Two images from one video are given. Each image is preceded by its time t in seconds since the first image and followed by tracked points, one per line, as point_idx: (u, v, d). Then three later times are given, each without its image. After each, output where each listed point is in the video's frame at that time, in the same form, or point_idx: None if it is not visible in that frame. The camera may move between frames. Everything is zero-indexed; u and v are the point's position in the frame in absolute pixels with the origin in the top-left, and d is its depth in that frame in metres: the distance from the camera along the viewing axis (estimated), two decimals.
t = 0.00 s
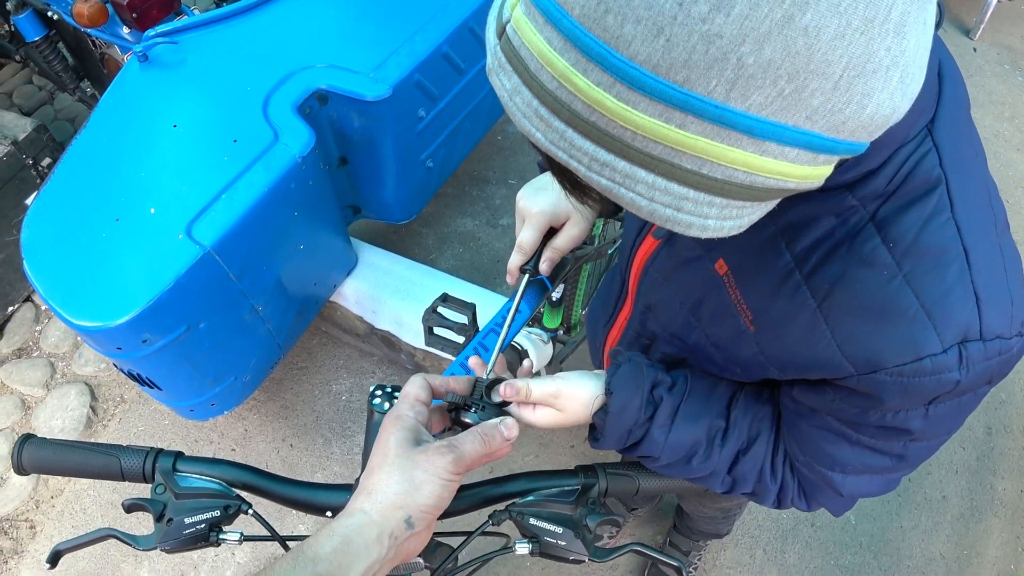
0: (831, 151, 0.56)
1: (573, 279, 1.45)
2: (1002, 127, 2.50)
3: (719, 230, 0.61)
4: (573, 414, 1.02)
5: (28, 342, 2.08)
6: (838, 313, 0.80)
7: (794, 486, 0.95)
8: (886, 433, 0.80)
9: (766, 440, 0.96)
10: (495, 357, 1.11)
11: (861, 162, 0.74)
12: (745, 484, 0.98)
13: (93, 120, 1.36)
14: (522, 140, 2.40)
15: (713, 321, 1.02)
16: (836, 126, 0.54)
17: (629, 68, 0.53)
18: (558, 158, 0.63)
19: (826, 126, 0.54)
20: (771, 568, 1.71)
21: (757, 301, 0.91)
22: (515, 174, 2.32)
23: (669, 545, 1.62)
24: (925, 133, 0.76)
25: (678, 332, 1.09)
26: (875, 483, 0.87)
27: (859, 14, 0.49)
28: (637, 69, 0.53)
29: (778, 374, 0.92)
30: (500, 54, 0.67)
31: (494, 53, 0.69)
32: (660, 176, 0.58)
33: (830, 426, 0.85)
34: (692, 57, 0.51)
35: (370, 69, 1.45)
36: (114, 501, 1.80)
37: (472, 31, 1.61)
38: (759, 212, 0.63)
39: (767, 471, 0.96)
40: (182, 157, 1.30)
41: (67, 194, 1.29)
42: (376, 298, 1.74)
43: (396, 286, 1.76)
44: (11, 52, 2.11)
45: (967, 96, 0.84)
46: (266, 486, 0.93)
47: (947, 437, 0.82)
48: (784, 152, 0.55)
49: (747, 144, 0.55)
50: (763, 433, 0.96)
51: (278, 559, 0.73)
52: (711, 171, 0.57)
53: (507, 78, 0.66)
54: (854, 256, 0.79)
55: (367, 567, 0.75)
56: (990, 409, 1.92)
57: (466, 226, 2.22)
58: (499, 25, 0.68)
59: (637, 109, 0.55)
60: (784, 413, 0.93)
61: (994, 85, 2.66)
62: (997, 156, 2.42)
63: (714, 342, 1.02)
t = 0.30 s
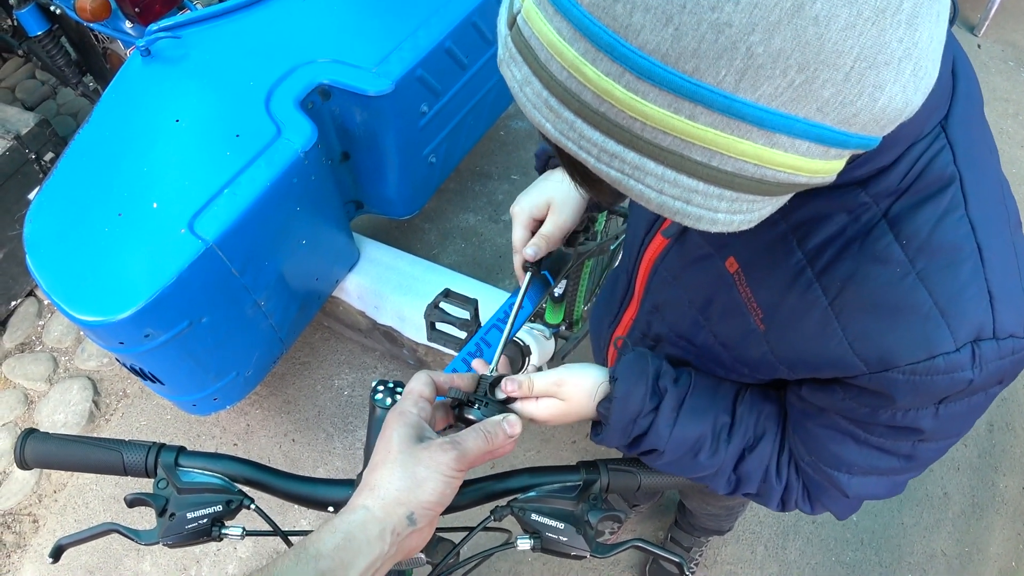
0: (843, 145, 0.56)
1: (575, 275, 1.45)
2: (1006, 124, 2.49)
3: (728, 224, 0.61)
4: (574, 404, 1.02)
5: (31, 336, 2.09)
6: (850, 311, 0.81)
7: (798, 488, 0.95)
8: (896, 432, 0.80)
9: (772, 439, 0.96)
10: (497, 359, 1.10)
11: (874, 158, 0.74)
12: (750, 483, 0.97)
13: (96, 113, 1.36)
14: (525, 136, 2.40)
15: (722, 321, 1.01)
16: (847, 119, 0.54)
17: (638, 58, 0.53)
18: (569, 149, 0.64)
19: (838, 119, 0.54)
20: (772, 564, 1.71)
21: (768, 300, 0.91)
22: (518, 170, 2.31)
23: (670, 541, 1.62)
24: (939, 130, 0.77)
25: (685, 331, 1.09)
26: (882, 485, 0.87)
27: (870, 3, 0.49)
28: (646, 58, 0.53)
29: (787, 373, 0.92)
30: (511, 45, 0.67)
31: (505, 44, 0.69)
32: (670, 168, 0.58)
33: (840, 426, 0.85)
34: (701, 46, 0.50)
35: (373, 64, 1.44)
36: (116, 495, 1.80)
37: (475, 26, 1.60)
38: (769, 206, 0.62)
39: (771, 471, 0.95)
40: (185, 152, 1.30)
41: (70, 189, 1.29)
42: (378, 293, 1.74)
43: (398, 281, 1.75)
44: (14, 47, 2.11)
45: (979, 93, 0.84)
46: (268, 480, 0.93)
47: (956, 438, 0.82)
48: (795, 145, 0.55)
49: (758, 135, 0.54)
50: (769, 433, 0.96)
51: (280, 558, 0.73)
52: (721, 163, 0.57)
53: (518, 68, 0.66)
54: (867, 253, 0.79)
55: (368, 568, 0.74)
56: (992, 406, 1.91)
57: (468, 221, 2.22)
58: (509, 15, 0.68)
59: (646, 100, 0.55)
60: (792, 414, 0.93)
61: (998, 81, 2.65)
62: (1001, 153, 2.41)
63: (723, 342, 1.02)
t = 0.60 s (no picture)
0: (844, 148, 0.56)
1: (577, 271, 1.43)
2: (1007, 118, 2.48)
3: (730, 230, 0.61)
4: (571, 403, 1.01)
5: (33, 334, 2.09)
6: (850, 309, 0.80)
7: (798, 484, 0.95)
8: (897, 429, 0.80)
9: (771, 435, 0.96)
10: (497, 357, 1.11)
11: (872, 158, 0.75)
12: (750, 480, 0.97)
13: (96, 111, 1.36)
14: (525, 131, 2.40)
15: (722, 321, 1.02)
16: (850, 123, 0.54)
17: (637, 67, 0.53)
18: (569, 158, 0.64)
19: (840, 123, 0.53)
20: (774, 559, 1.72)
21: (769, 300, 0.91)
22: (519, 166, 2.31)
23: (673, 536, 1.62)
24: (937, 126, 0.76)
25: (683, 331, 1.09)
26: (883, 481, 0.87)
27: (872, 7, 0.49)
28: (645, 66, 0.53)
29: (787, 373, 0.92)
30: (506, 52, 0.67)
31: (499, 53, 0.68)
32: (669, 175, 0.58)
33: (841, 423, 0.85)
34: (701, 54, 0.50)
35: (373, 61, 1.44)
36: (119, 492, 1.81)
37: (474, 22, 1.60)
38: (770, 211, 0.63)
39: (770, 468, 0.96)
40: (186, 150, 1.30)
41: (70, 186, 1.29)
42: (380, 290, 1.75)
43: (400, 278, 1.76)
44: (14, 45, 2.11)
45: (977, 89, 0.83)
46: (271, 476, 0.93)
47: (957, 434, 0.82)
48: (796, 150, 0.55)
49: (759, 142, 0.54)
50: (768, 429, 0.96)
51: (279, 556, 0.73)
52: (723, 170, 0.56)
53: (513, 77, 0.66)
54: (866, 251, 0.79)
55: (367, 568, 0.74)
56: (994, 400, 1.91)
57: (469, 218, 2.22)
58: (503, 23, 0.68)
59: (645, 108, 0.55)
60: (792, 411, 0.93)
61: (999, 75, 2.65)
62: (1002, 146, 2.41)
63: (723, 342, 1.02)
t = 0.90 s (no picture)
0: (827, 127, 0.55)
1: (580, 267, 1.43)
2: (1012, 114, 2.48)
3: (713, 208, 0.60)
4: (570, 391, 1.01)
5: (38, 329, 2.10)
6: (843, 295, 0.80)
7: (794, 476, 0.94)
8: (890, 418, 0.80)
9: (768, 425, 0.96)
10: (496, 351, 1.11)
11: (864, 143, 0.74)
12: (745, 471, 0.97)
13: (102, 106, 1.36)
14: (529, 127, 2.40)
15: (719, 310, 1.01)
16: (830, 101, 0.53)
17: (614, 40, 0.53)
18: (554, 133, 0.63)
19: (820, 101, 0.53)
20: (778, 555, 1.72)
21: (765, 291, 0.91)
22: (522, 162, 2.31)
23: (676, 531, 1.62)
24: (931, 114, 0.77)
25: (680, 322, 1.09)
26: (878, 473, 0.86)
27: None
28: (622, 40, 0.53)
29: (782, 362, 0.92)
30: (496, 31, 0.67)
31: (490, 31, 0.69)
32: (650, 151, 0.58)
33: (834, 413, 0.85)
34: (676, 27, 0.50)
35: (378, 56, 1.44)
36: (123, 487, 1.81)
37: (478, 17, 1.60)
38: (757, 191, 0.61)
39: (765, 459, 0.95)
40: (190, 145, 1.30)
41: (76, 181, 1.29)
42: (384, 285, 1.75)
43: (403, 273, 1.76)
44: (18, 41, 2.11)
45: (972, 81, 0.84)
46: (276, 469, 0.93)
47: (951, 426, 0.82)
48: (777, 128, 0.54)
49: (738, 117, 0.53)
50: (764, 420, 0.96)
51: (282, 547, 0.73)
52: (703, 146, 0.56)
53: (503, 54, 0.66)
54: (859, 238, 0.79)
55: (368, 560, 0.74)
56: (998, 397, 1.91)
57: (473, 213, 2.22)
58: None
59: (624, 82, 0.55)
60: (787, 400, 0.93)
61: (1006, 71, 2.64)
62: (1008, 142, 2.41)
63: (720, 333, 1.02)
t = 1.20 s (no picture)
0: (823, 109, 0.54)
1: (581, 266, 1.46)
2: (1014, 115, 2.48)
3: (712, 193, 0.60)
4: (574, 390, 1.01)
5: (39, 326, 2.10)
6: (846, 285, 0.80)
7: (801, 472, 0.94)
8: (898, 409, 0.80)
9: (774, 421, 0.96)
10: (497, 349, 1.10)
11: (861, 131, 0.74)
12: (751, 467, 0.97)
13: (104, 103, 1.37)
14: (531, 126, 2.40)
15: (722, 307, 1.01)
16: (824, 81, 0.53)
17: (608, 22, 0.53)
18: (551, 121, 0.63)
19: (814, 82, 0.53)
20: (778, 554, 1.72)
21: (767, 287, 0.91)
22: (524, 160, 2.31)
23: (676, 530, 1.62)
24: (925, 101, 0.77)
25: (682, 322, 1.10)
26: (886, 466, 0.86)
27: None
28: (615, 22, 0.53)
29: (787, 356, 0.92)
30: (493, 23, 0.67)
31: (487, 24, 0.69)
32: (647, 135, 0.57)
33: (840, 405, 0.85)
34: (668, 7, 0.51)
35: (380, 54, 1.44)
36: (124, 484, 1.81)
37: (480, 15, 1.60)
38: (756, 177, 0.61)
39: (772, 455, 0.95)
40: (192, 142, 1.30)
41: (78, 177, 1.29)
42: (386, 284, 1.75)
43: (405, 271, 1.76)
44: (20, 37, 2.11)
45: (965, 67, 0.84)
46: (278, 466, 0.93)
47: (958, 416, 0.82)
48: (772, 109, 0.54)
49: (733, 99, 0.53)
50: (770, 416, 0.96)
51: (285, 544, 0.74)
52: (699, 129, 0.56)
53: (500, 45, 0.66)
54: (858, 226, 0.79)
55: (371, 558, 0.75)
56: (999, 397, 1.91)
57: (474, 211, 2.22)
58: None
59: (619, 65, 0.55)
60: (793, 396, 0.94)
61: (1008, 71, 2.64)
62: (1009, 142, 2.40)
63: (722, 328, 1.02)
